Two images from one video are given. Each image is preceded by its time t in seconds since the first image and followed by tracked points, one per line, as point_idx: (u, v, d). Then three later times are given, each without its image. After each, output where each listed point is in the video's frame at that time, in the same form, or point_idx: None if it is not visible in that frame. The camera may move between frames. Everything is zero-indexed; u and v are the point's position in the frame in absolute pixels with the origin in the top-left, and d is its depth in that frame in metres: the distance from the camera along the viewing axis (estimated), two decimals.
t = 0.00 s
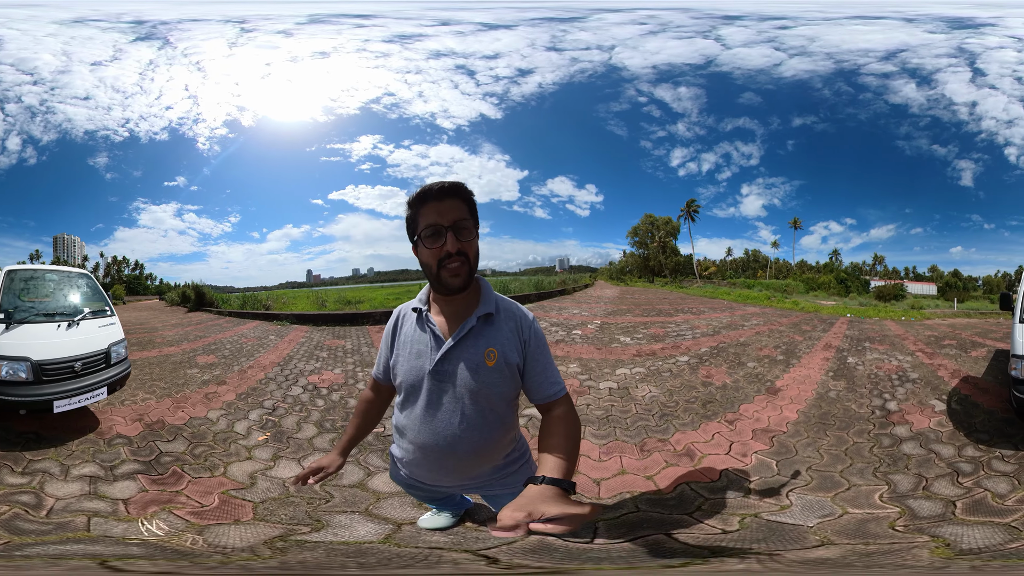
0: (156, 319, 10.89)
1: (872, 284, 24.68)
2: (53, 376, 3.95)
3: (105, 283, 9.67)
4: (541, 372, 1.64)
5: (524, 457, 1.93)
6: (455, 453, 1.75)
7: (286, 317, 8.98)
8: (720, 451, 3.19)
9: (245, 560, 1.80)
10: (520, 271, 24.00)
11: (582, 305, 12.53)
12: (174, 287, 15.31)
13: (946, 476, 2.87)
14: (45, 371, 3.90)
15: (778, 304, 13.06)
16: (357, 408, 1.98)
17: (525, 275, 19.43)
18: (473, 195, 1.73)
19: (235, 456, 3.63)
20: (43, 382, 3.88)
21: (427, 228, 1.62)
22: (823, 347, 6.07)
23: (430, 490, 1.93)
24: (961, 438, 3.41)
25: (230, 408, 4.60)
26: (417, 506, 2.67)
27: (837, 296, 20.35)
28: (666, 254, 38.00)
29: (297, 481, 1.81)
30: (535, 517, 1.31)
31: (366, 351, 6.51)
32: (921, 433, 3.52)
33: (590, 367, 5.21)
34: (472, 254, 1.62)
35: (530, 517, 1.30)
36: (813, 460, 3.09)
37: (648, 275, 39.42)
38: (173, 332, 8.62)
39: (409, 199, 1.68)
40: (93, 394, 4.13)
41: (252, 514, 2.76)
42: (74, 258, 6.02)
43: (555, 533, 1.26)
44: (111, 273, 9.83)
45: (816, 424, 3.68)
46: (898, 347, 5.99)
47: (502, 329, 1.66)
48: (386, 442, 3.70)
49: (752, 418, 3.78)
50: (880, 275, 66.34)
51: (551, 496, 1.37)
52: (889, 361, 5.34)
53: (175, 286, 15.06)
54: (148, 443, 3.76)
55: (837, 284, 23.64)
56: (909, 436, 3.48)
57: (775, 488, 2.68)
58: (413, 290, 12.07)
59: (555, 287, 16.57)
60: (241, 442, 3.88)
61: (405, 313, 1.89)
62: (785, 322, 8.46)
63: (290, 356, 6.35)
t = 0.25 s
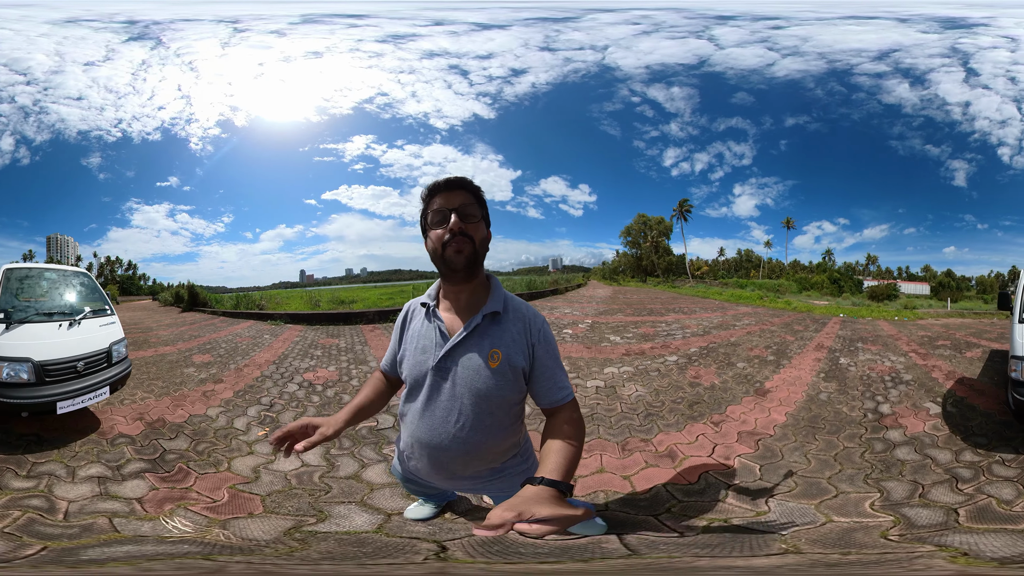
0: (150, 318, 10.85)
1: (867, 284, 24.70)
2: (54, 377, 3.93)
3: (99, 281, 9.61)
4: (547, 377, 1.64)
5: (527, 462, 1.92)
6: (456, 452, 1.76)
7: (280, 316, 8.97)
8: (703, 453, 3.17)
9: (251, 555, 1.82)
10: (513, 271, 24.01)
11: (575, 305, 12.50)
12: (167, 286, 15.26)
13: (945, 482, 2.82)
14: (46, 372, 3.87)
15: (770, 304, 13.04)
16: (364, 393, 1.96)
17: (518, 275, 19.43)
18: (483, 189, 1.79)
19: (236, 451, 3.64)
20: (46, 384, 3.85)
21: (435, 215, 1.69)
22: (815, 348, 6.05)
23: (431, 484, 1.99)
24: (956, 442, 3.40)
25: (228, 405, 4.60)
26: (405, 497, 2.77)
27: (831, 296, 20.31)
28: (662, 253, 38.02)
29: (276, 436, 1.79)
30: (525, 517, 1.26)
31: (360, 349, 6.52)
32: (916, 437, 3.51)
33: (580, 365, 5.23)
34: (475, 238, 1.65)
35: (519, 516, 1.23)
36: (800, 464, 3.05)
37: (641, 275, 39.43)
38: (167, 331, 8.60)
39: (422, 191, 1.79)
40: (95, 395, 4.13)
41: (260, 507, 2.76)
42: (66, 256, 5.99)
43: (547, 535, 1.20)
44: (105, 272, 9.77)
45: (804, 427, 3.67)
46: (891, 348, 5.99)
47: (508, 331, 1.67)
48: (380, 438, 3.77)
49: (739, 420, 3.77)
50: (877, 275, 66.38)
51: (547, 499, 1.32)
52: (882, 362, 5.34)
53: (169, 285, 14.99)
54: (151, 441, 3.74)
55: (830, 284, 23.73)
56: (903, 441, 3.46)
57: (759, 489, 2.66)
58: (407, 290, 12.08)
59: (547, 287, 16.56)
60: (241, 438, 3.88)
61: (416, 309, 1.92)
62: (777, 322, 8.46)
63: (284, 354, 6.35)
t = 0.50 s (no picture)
0: (143, 319, 10.83)
1: (862, 284, 24.73)
2: (56, 377, 3.91)
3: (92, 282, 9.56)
4: (567, 373, 1.66)
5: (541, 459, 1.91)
6: (472, 444, 1.76)
7: (272, 316, 8.96)
8: (686, 457, 3.16)
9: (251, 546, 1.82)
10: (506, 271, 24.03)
11: (566, 305, 12.50)
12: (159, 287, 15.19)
13: (947, 489, 2.80)
14: (49, 373, 3.85)
15: (762, 304, 13.01)
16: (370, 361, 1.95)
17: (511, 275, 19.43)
18: (510, 182, 1.75)
19: (235, 446, 3.65)
20: (49, 386, 3.83)
21: (460, 214, 1.69)
22: (806, 349, 6.04)
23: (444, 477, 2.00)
24: (955, 448, 3.40)
25: (225, 402, 4.61)
26: (388, 488, 2.85)
27: (823, 296, 20.30)
28: (658, 254, 38.04)
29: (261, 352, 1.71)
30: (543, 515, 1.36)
31: (352, 348, 6.53)
32: (913, 442, 3.50)
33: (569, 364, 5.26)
34: (501, 244, 1.67)
35: (537, 514, 1.35)
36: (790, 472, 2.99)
37: (632, 274, 39.35)
38: (161, 331, 8.58)
39: (446, 183, 1.76)
40: (96, 395, 4.13)
41: (262, 502, 2.74)
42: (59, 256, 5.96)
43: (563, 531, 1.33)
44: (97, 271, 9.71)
45: (793, 432, 3.65)
46: (883, 349, 5.96)
47: (531, 326, 1.68)
48: (368, 433, 3.79)
49: (727, 424, 3.77)
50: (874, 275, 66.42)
51: (564, 496, 1.39)
52: (876, 363, 5.35)
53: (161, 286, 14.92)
54: (153, 439, 3.73)
55: (822, 284, 23.83)
56: (900, 446, 3.45)
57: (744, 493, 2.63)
58: (399, 289, 12.08)
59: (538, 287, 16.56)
60: (239, 434, 3.89)
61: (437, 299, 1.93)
62: (768, 322, 8.47)
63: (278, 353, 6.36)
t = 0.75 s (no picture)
0: (135, 318, 10.82)
1: (856, 284, 24.78)
2: (57, 376, 3.91)
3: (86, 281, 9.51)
4: (571, 375, 1.65)
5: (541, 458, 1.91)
6: (470, 437, 1.78)
7: (265, 316, 8.95)
8: (669, 461, 3.15)
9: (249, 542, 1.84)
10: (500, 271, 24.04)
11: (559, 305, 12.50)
12: (152, 286, 15.15)
13: (954, 493, 2.80)
14: (50, 372, 3.84)
15: (754, 304, 12.96)
16: (389, 360, 2.02)
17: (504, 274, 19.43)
18: (518, 176, 1.68)
19: (230, 441, 3.66)
20: (50, 384, 3.82)
21: (466, 215, 1.68)
22: (799, 349, 6.05)
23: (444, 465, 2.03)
24: (954, 450, 3.40)
25: (218, 399, 4.60)
26: (372, 481, 2.87)
27: (817, 296, 20.28)
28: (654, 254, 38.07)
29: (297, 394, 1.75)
30: (534, 516, 1.37)
31: (343, 347, 6.54)
32: (911, 446, 3.50)
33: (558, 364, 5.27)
34: (507, 248, 1.65)
35: (529, 514, 1.35)
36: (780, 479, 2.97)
37: (625, 273, 39.29)
38: (154, 331, 8.57)
39: (451, 178, 1.72)
40: (96, 393, 4.15)
41: (258, 493, 2.79)
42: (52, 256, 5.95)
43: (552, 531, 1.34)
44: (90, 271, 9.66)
45: (784, 437, 3.65)
46: (877, 349, 5.97)
47: (535, 327, 1.67)
48: (356, 428, 3.80)
49: (715, 427, 3.76)
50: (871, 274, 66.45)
51: (557, 497, 1.39)
52: (870, 364, 5.34)
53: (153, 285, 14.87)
54: (152, 436, 3.74)
55: (814, 284, 23.91)
56: (897, 450, 3.44)
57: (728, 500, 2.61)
58: (391, 289, 12.08)
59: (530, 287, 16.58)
60: (234, 429, 3.90)
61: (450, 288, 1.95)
62: (760, 322, 8.47)
63: (270, 352, 6.36)
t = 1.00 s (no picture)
0: (128, 319, 10.82)
1: (851, 284, 24.84)
2: (53, 373, 3.91)
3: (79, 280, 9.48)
4: (568, 374, 1.60)
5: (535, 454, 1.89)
6: (462, 425, 1.80)
7: (258, 316, 8.93)
8: (659, 462, 3.14)
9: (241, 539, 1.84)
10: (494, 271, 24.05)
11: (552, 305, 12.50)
12: (145, 286, 15.10)
13: (949, 494, 2.80)
14: (46, 370, 3.84)
15: (747, 304, 12.93)
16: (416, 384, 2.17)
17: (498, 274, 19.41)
18: (523, 171, 1.66)
19: (224, 439, 3.66)
20: (46, 382, 3.83)
21: (469, 209, 1.67)
22: (792, 349, 6.05)
23: (440, 452, 2.06)
24: (949, 451, 3.40)
25: (211, 398, 4.60)
26: (361, 477, 2.87)
27: (810, 296, 20.27)
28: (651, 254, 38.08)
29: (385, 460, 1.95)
30: (529, 513, 1.28)
31: (336, 346, 6.53)
32: (905, 447, 3.49)
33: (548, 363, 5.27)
34: (508, 242, 1.62)
35: (524, 511, 1.26)
36: (770, 481, 2.97)
37: (617, 273, 39.20)
38: (147, 331, 8.56)
39: (457, 173, 1.73)
40: (91, 389, 4.16)
41: (253, 489, 2.81)
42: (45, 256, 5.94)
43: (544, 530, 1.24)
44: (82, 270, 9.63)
45: (775, 438, 3.65)
46: (869, 349, 5.98)
47: (534, 322, 1.65)
48: (350, 425, 3.80)
49: (705, 428, 3.76)
50: (869, 274, 66.45)
51: (554, 496, 1.31)
52: (863, 364, 5.34)
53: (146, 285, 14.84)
54: (146, 434, 3.74)
55: (807, 284, 23.99)
56: (892, 451, 3.44)
57: (717, 501, 2.61)
58: (385, 289, 12.09)
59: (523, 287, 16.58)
60: (227, 427, 3.90)
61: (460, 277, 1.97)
62: (752, 322, 8.45)
63: (262, 351, 6.36)
